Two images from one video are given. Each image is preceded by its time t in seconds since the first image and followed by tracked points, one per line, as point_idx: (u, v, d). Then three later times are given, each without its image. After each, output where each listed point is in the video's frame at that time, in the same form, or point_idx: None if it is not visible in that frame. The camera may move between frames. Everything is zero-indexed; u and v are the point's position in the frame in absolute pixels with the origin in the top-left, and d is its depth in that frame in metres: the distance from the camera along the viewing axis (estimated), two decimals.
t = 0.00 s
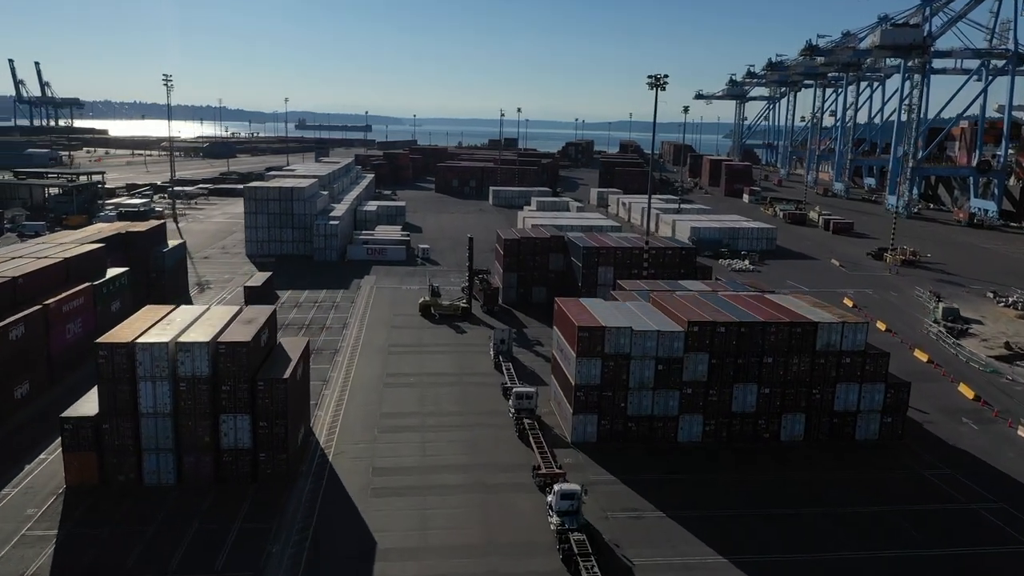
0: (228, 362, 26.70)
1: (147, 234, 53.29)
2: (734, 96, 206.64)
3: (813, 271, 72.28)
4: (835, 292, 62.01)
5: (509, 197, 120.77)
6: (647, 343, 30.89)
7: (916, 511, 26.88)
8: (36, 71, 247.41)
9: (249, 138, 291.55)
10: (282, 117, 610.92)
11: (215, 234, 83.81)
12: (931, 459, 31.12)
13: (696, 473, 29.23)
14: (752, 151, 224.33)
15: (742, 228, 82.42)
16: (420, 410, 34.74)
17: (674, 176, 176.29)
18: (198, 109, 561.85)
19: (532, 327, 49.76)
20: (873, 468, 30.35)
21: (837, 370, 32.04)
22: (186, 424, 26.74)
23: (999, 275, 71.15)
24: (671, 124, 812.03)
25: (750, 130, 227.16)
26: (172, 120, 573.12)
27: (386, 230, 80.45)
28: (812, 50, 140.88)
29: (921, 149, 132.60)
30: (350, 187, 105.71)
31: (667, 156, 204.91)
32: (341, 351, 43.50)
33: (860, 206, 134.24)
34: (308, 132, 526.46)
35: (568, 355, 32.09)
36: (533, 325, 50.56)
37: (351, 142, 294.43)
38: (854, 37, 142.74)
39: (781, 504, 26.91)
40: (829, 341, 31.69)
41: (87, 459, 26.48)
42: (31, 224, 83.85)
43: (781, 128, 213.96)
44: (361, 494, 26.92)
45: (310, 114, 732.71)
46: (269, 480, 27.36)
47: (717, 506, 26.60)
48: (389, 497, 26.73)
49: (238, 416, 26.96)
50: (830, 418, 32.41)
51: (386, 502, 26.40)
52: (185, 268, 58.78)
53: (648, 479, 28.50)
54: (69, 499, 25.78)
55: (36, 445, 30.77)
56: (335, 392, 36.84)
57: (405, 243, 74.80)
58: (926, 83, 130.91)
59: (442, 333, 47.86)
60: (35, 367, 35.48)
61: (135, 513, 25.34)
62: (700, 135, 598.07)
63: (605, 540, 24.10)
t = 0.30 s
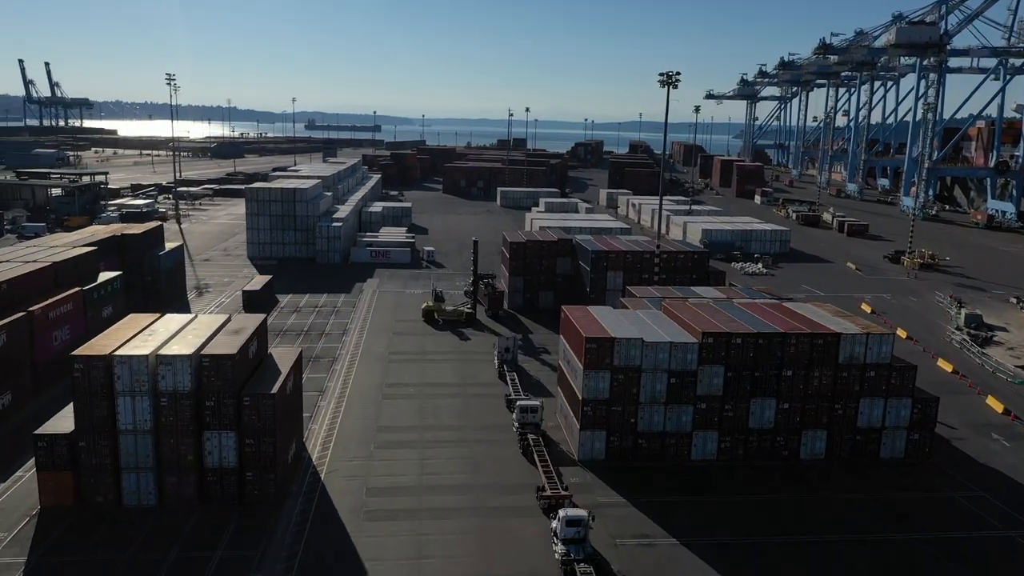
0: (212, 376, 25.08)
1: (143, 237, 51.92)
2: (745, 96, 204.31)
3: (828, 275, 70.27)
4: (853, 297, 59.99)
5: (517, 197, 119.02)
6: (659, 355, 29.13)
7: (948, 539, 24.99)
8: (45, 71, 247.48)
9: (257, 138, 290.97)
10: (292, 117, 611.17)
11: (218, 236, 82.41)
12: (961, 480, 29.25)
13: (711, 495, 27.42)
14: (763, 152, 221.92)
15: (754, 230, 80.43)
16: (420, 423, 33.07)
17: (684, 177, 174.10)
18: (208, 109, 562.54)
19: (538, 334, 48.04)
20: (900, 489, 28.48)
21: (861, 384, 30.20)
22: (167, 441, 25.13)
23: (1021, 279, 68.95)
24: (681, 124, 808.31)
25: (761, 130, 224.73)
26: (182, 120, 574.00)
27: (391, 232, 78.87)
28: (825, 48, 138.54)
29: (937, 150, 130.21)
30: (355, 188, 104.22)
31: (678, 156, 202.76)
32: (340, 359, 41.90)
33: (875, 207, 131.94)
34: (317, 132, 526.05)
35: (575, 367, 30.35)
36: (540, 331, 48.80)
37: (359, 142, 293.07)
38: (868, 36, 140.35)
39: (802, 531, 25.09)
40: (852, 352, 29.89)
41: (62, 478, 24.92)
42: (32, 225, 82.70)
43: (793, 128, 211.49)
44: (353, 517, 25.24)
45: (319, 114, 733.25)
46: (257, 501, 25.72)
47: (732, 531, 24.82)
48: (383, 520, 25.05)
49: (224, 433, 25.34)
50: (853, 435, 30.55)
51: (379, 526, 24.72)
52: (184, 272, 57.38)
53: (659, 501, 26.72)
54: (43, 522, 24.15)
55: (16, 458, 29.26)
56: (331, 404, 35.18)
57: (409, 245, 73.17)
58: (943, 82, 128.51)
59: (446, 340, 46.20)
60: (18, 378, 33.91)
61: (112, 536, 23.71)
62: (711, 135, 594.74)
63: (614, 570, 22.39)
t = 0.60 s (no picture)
0: (192, 393, 23.40)
1: (139, 240, 50.43)
2: (757, 96, 201.92)
3: (845, 279, 68.24)
4: (872, 303, 58.00)
5: (525, 198, 117.20)
6: (672, 369, 27.33)
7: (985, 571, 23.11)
8: (55, 72, 247.43)
9: (265, 138, 290.27)
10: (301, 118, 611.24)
11: (221, 238, 80.99)
12: (995, 503, 27.35)
13: (726, 520, 25.64)
14: (775, 152, 219.47)
15: (768, 232, 78.39)
16: (419, 438, 31.37)
17: (695, 178, 171.90)
18: (217, 110, 563.15)
19: (545, 341, 46.28)
20: (930, 514, 26.62)
21: (886, 400, 28.34)
22: (146, 460, 23.53)
23: None
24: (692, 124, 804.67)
25: (773, 130, 222.28)
26: (192, 120, 574.79)
27: (396, 234, 77.23)
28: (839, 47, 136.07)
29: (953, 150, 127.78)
30: (361, 189, 102.66)
31: (688, 156, 200.69)
32: (338, 368, 40.28)
33: (889, 209, 129.60)
34: (327, 132, 525.77)
35: (583, 381, 28.60)
36: (547, 338, 47.03)
37: (367, 143, 292.17)
38: (882, 34, 137.85)
39: (826, 562, 23.26)
40: (878, 367, 28.00)
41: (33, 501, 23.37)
42: (32, 226, 81.51)
43: (805, 128, 209.13)
44: (343, 544, 23.56)
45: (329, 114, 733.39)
46: (241, 525, 24.09)
47: (751, 560, 23.10)
48: (375, 548, 23.36)
49: (206, 453, 23.71)
50: (878, 454, 28.71)
51: (371, 555, 23.02)
52: (182, 276, 55.92)
53: (670, 527, 24.98)
54: (11, 546, 22.56)
55: None
56: (326, 417, 33.53)
57: (414, 248, 71.52)
58: (960, 81, 126.05)
59: (449, 348, 44.51)
60: None
61: (83, 564, 22.11)
62: (722, 135, 591.20)
63: None
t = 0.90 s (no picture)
0: (168, 412, 21.75)
1: (134, 243, 48.99)
2: (769, 96, 199.56)
3: (861, 283, 66.23)
4: (891, 309, 55.98)
5: (533, 199, 115.49)
6: (685, 385, 25.56)
7: None
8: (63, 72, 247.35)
9: (274, 138, 289.59)
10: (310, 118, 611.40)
11: (222, 240, 79.59)
12: None
13: (743, 547, 23.87)
14: (787, 153, 217.02)
15: (782, 234, 76.37)
16: (417, 455, 29.68)
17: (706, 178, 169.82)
18: (227, 110, 563.68)
19: (551, 349, 44.54)
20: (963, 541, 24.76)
21: (915, 417, 26.47)
22: (118, 483, 21.90)
23: None
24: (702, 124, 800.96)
25: (785, 130, 219.85)
26: (202, 121, 575.61)
27: (400, 236, 75.63)
28: (853, 46, 133.70)
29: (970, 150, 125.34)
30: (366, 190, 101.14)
31: (699, 156, 198.55)
32: (335, 378, 38.65)
33: (905, 210, 127.32)
34: (336, 132, 525.43)
35: (590, 397, 26.85)
36: (554, 346, 45.28)
37: (375, 143, 291.20)
38: (897, 32, 135.47)
39: None
40: (906, 383, 26.14)
41: None
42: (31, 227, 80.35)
43: (817, 128, 206.62)
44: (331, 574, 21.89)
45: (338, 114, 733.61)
46: (222, 553, 22.46)
47: None
48: None
49: (183, 476, 22.04)
50: (906, 475, 26.85)
51: None
52: (179, 279, 54.47)
53: (681, 556, 23.21)
54: None
55: None
56: (320, 431, 31.90)
57: (419, 250, 69.91)
58: (977, 80, 123.72)
59: (451, 356, 42.84)
60: None
61: None
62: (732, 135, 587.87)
63: None
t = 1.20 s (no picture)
0: (138, 433, 20.10)
1: (125, 245, 47.41)
2: (778, 95, 197.29)
3: (877, 288, 64.23)
4: (909, 316, 54.00)
5: (539, 200, 113.74)
6: (697, 403, 23.76)
7: None
8: (70, 72, 246.99)
9: (280, 138, 288.89)
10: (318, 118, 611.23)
11: (222, 242, 78.10)
12: None
13: None
14: (796, 153, 214.67)
15: (794, 237, 74.40)
16: (411, 474, 27.96)
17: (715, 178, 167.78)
18: (234, 110, 563.89)
19: (556, 358, 42.79)
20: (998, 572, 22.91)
21: (945, 438, 24.59)
22: (83, 511, 20.23)
23: None
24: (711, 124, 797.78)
25: (794, 130, 217.56)
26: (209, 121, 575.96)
27: (402, 238, 74.00)
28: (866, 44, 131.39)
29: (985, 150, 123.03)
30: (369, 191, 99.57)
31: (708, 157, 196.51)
32: (330, 388, 36.99)
33: (918, 212, 125.00)
34: (343, 132, 525.00)
35: (595, 414, 25.07)
36: (559, 354, 43.52)
37: (382, 143, 289.94)
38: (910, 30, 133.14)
39: None
40: (936, 402, 24.28)
41: None
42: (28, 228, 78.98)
43: (827, 128, 204.20)
44: None
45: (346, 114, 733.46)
46: None
47: None
48: None
49: (154, 502, 20.39)
50: (934, 499, 25.00)
51: None
52: (173, 283, 52.91)
53: None
54: None
55: None
56: (310, 446, 30.22)
57: (421, 253, 68.26)
58: (992, 79, 121.39)
59: (452, 365, 41.12)
60: None
61: None
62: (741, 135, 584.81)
63: None
